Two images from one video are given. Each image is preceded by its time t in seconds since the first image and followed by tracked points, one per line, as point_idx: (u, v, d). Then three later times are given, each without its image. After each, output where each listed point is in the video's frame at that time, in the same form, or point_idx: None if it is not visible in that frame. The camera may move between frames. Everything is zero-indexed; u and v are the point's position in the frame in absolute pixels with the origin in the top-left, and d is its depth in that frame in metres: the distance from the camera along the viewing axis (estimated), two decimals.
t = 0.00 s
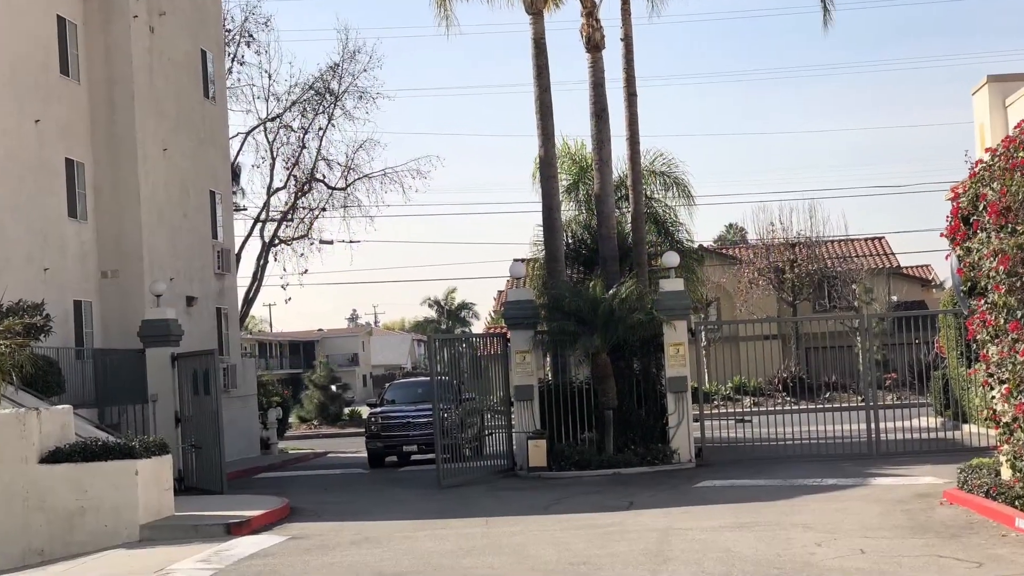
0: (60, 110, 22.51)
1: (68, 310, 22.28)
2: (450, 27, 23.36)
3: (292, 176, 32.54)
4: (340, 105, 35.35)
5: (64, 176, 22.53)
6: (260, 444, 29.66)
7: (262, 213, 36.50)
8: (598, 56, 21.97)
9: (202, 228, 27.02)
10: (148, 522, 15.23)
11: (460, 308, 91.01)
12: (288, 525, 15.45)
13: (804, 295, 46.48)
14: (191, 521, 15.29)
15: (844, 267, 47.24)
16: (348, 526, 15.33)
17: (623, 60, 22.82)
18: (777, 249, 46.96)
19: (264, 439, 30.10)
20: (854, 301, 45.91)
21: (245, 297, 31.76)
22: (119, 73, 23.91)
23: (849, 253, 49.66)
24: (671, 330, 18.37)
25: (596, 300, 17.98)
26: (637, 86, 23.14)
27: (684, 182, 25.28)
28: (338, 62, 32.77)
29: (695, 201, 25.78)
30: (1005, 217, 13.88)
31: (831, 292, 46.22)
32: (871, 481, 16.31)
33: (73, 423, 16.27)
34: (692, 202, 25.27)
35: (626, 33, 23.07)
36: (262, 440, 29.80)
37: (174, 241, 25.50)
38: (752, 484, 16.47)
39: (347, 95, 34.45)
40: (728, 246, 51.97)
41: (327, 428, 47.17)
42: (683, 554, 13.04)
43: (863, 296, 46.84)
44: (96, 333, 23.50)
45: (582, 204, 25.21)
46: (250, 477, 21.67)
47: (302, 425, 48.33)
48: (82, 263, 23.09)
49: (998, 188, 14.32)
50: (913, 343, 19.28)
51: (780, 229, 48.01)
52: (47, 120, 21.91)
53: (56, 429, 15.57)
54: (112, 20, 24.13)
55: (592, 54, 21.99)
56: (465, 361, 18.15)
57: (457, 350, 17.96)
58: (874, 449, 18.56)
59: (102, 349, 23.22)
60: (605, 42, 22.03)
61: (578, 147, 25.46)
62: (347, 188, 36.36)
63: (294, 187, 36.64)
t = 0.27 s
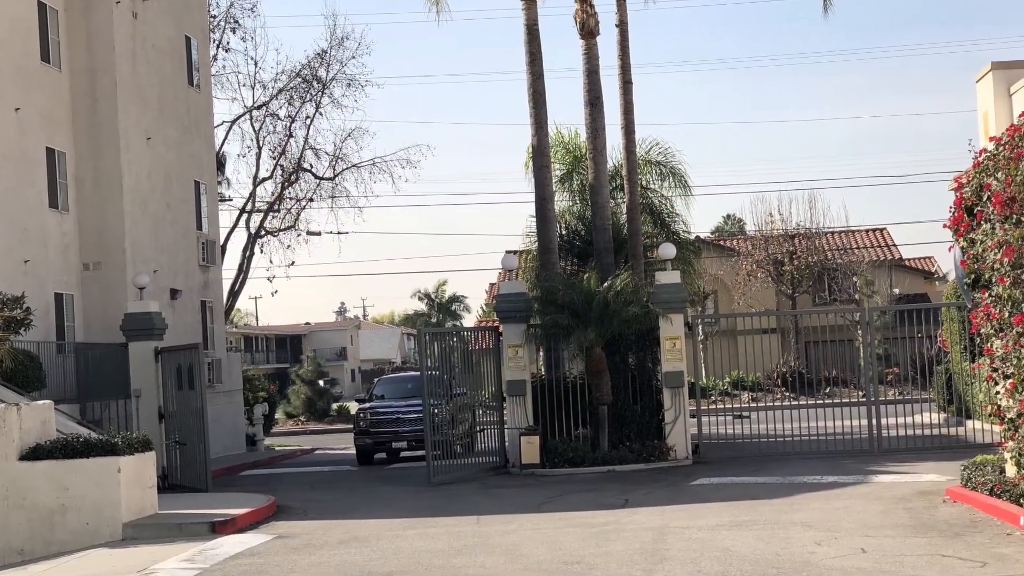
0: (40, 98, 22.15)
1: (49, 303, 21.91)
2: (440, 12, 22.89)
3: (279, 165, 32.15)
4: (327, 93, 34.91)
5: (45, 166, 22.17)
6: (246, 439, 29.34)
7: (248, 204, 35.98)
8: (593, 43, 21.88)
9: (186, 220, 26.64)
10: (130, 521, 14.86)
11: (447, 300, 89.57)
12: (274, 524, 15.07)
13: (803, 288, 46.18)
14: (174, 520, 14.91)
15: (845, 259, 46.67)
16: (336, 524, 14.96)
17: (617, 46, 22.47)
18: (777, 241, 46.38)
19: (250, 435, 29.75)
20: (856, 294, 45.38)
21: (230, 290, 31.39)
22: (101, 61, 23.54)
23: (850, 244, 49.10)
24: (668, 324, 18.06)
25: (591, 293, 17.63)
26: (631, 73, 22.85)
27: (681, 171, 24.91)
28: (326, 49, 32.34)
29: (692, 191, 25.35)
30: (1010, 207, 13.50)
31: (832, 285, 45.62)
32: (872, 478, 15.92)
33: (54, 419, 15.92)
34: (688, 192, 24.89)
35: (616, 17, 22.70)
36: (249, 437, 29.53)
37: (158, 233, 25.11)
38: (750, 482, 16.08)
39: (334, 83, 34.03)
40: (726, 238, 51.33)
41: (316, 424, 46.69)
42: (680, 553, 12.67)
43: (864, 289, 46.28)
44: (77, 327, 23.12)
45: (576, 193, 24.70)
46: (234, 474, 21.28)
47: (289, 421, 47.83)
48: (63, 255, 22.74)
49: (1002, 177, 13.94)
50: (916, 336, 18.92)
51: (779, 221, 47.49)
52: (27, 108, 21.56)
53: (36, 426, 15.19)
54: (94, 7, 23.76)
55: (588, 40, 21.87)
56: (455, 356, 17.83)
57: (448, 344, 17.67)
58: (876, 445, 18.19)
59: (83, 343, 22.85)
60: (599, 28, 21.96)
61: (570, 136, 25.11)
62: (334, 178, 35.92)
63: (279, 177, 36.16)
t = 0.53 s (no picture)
0: (20, 86, 21.81)
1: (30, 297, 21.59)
2: None
3: (265, 155, 31.74)
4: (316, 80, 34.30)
5: (26, 156, 21.85)
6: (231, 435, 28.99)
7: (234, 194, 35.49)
8: (587, 30, 21.41)
9: (171, 211, 26.26)
10: (113, 519, 14.50)
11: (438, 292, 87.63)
12: (261, 522, 14.71)
13: (802, 282, 45.50)
14: (157, 518, 14.57)
15: (846, 251, 46.09)
16: (324, 523, 14.61)
17: (612, 33, 22.08)
18: (776, 233, 45.64)
19: (236, 432, 28.98)
20: (857, 287, 44.82)
21: (216, 282, 31.04)
22: (83, 50, 23.19)
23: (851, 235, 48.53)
24: (663, 317, 17.77)
25: (585, 286, 17.27)
26: (627, 62, 22.48)
27: (678, 161, 24.57)
28: (314, 37, 31.79)
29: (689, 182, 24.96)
30: (1015, 198, 13.12)
31: (832, 277, 45.01)
32: (873, 476, 15.55)
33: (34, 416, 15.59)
34: (685, 182, 24.42)
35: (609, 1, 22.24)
36: (234, 433, 28.85)
37: (142, 224, 24.73)
38: (749, 479, 15.71)
39: (322, 71, 33.45)
40: (723, 230, 50.76)
41: (303, 420, 46.21)
42: (676, 552, 12.31)
43: (865, 282, 45.70)
44: (58, 320, 22.77)
45: (570, 184, 24.03)
46: (218, 472, 20.90)
47: (276, 417, 47.36)
48: (45, 248, 22.43)
49: (1007, 167, 13.55)
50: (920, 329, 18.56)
51: (778, 212, 46.94)
52: (7, 97, 21.24)
53: (15, 422, 14.85)
54: None
55: (580, 26, 21.42)
56: (447, 351, 17.48)
57: (439, 338, 17.29)
58: (878, 442, 17.81)
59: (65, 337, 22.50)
60: (593, 15, 21.54)
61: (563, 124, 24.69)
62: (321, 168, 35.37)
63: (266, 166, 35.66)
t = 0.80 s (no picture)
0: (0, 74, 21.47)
1: (10, 290, 21.24)
2: None
3: (251, 145, 31.41)
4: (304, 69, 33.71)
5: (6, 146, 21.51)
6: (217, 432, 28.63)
7: (220, 185, 35.10)
8: (580, 16, 21.05)
9: (156, 203, 25.88)
10: (96, 518, 14.19)
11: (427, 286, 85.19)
12: (247, 521, 14.37)
13: (802, 274, 45.01)
14: (141, 516, 14.24)
15: (846, 243, 45.55)
16: (312, 521, 14.26)
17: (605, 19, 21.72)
18: (775, 224, 45.21)
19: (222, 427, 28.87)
20: (857, 279, 44.38)
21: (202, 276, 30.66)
22: (65, 37, 22.87)
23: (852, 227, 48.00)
24: (659, 311, 17.45)
25: (579, 279, 16.95)
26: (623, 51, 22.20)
27: (674, 152, 24.30)
28: (302, 23, 31.23)
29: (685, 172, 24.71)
30: (1020, 189, 12.78)
31: (832, 270, 44.52)
32: (874, 473, 15.21)
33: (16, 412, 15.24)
34: (681, 172, 24.26)
35: None
36: (220, 429, 28.66)
37: (125, 216, 24.33)
38: (747, 477, 15.37)
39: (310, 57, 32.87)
40: (721, 221, 50.32)
41: (292, 416, 45.75)
42: (673, 552, 11.97)
43: (866, 274, 45.16)
44: (39, 313, 22.40)
45: (564, 174, 23.95)
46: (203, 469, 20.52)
47: (263, 413, 46.91)
48: (26, 240, 22.08)
49: (1011, 157, 13.22)
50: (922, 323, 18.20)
51: (777, 204, 46.45)
52: None
53: None
54: None
55: (574, 13, 21.04)
56: (436, 346, 17.24)
57: (429, 331, 17.09)
58: (879, 439, 17.47)
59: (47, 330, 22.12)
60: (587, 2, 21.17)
61: (558, 113, 24.40)
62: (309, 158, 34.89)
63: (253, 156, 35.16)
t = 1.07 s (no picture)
0: None
1: None
2: None
3: (238, 134, 31.06)
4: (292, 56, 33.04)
5: None
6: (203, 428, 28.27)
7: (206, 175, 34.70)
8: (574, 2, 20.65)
9: (141, 193, 25.50)
10: (79, 516, 13.86)
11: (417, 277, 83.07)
12: (233, 520, 14.04)
13: (801, 267, 44.46)
14: (124, 514, 13.91)
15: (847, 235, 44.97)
16: (300, 520, 13.95)
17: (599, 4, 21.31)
18: (775, 215, 44.48)
19: (208, 424, 28.63)
20: (858, 272, 43.86)
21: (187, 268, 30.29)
22: (47, 23, 22.54)
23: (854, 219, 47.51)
24: (656, 305, 17.13)
25: (574, 272, 16.64)
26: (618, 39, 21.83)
27: (670, 142, 23.97)
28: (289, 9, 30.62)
29: (682, 164, 24.38)
30: None
31: (832, 262, 43.93)
32: (875, 471, 14.87)
33: None
34: (678, 163, 23.93)
35: None
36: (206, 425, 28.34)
37: (108, 207, 23.92)
38: (745, 474, 15.04)
39: (299, 44, 32.23)
40: (718, 213, 49.83)
41: (279, 413, 45.28)
42: (669, 551, 11.65)
43: (866, 266, 44.63)
44: (21, 307, 22.09)
45: (557, 164, 23.36)
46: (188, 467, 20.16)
47: (249, 409, 46.38)
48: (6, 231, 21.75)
49: (1016, 147, 12.88)
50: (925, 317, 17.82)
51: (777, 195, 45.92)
52: None
53: None
54: None
55: None
56: (428, 340, 16.89)
57: (421, 325, 16.74)
58: (881, 436, 17.10)
59: (29, 324, 21.86)
60: None
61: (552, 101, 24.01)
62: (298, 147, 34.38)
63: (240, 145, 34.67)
